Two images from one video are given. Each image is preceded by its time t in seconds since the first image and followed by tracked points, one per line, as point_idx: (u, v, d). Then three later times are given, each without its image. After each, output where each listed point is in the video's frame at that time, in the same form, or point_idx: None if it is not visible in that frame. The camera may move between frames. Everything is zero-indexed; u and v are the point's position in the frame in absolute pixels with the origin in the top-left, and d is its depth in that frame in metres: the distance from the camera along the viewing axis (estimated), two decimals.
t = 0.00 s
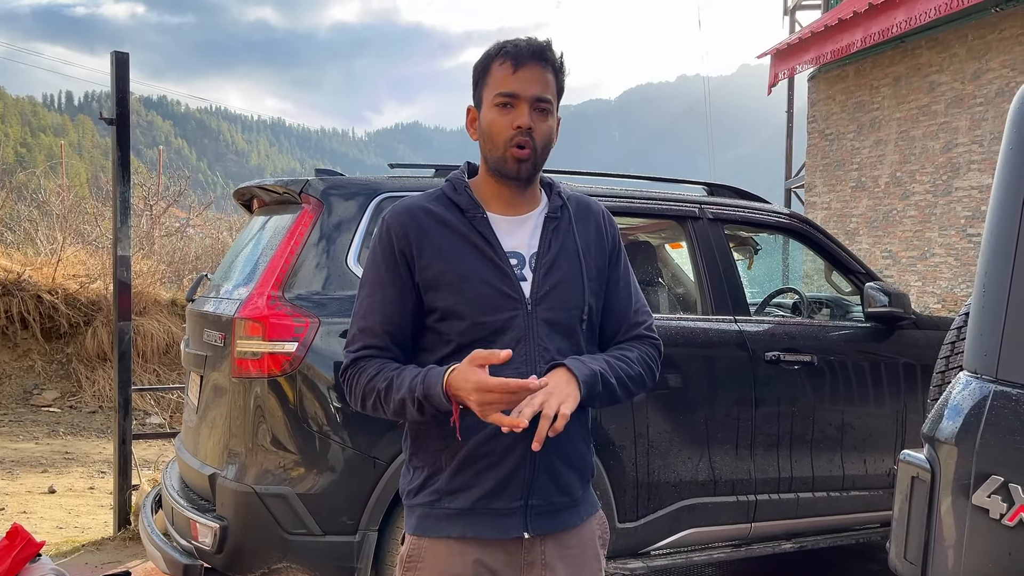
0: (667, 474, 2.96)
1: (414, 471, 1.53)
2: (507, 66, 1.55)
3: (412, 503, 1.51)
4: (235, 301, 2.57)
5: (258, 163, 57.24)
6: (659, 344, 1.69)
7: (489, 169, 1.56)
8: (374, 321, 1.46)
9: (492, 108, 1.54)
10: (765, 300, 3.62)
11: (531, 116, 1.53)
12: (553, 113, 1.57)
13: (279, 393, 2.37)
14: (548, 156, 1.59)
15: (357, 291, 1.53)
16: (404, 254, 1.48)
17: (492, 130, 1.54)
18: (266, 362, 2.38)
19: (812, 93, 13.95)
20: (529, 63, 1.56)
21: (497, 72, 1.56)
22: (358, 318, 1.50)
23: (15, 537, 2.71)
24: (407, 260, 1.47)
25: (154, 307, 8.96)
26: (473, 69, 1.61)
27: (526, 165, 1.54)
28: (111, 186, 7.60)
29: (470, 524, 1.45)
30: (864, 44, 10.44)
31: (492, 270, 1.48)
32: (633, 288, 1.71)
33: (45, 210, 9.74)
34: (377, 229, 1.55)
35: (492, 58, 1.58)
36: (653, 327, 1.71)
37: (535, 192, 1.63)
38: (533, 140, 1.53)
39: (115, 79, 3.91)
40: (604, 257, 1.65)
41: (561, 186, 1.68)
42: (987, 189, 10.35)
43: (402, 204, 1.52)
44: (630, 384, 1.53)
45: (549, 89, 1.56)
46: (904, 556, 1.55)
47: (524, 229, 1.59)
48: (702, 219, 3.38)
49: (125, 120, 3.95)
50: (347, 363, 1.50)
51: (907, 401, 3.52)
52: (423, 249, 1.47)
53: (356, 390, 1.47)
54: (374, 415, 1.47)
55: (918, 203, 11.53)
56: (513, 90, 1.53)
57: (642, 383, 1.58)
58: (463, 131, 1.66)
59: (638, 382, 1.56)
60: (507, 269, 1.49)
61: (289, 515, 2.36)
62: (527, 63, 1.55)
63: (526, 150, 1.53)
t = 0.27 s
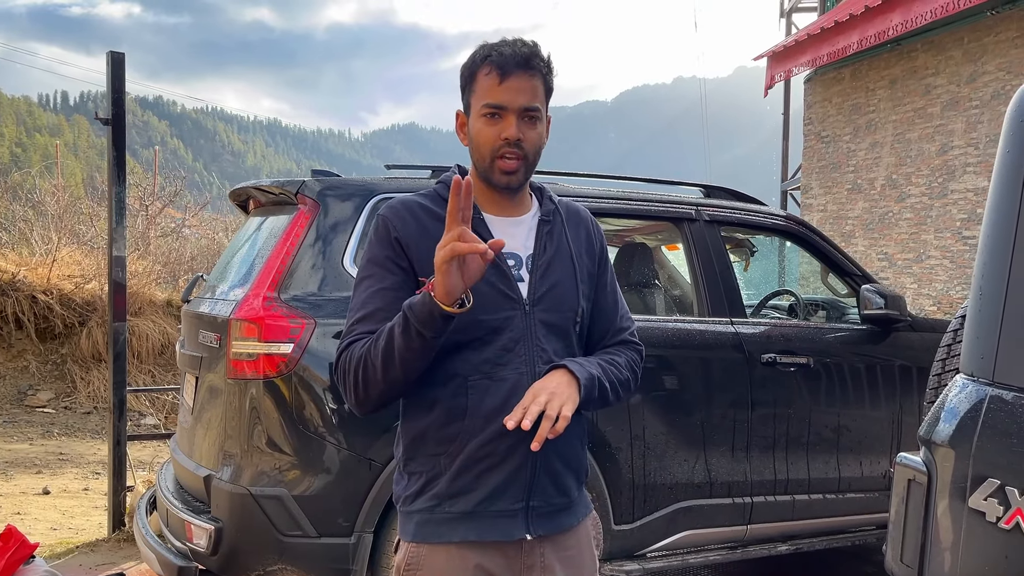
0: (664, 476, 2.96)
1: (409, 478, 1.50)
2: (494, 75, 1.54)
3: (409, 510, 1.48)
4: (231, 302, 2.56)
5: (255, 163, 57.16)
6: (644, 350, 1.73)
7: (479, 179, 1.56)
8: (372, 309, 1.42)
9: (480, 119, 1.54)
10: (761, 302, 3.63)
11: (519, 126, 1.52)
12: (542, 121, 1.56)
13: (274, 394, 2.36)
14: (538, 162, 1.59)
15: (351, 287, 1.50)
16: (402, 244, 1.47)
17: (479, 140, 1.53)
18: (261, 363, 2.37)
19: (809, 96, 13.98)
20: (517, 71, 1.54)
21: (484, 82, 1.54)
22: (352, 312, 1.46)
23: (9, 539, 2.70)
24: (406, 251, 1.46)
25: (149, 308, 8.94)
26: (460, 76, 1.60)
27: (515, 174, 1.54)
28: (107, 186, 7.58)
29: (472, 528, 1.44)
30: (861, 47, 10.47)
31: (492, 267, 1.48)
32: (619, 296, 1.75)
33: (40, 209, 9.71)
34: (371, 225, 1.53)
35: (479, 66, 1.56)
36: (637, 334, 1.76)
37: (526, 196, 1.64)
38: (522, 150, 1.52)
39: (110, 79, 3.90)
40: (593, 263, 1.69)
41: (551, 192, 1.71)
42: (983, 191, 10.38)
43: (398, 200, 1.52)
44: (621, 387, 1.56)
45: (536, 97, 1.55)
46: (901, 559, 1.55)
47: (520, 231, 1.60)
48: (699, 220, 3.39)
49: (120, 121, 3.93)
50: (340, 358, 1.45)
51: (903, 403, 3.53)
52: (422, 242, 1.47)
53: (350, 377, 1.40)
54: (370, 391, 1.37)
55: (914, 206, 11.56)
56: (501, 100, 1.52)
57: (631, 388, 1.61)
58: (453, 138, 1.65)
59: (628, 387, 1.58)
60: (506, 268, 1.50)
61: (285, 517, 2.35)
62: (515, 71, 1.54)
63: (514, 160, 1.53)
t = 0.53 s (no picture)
0: (660, 477, 2.96)
1: (407, 483, 1.48)
2: (499, 72, 1.54)
3: (409, 516, 1.47)
4: (228, 302, 2.55)
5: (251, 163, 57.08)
6: (621, 350, 1.82)
7: (477, 173, 1.55)
8: (369, 309, 1.40)
9: (482, 114, 1.53)
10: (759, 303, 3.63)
11: (522, 123, 1.52)
12: (542, 121, 1.57)
13: (271, 394, 2.35)
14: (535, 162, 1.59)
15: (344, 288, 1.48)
16: (399, 244, 1.46)
17: (480, 135, 1.52)
18: (258, 363, 2.36)
19: (806, 97, 14.01)
20: (521, 70, 1.55)
21: (488, 77, 1.55)
22: (347, 313, 1.44)
23: (4, 539, 2.69)
24: (403, 252, 1.45)
25: (145, 307, 8.92)
26: (462, 71, 1.59)
27: (515, 171, 1.53)
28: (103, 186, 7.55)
29: (476, 530, 1.44)
30: (857, 49, 10.50)
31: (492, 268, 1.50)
32: (598, 298, 1.82)
33: (36, 209, 9.68)
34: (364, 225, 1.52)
35: (483, 62, 1.57)
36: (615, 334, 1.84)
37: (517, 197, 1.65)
38: (523, 147, 1.52)
39: (107, 78, 3.88)
40: (580, 266, 1.76)
41: (538, 195, 1.75)
42: (979, 193, 10.41)
43: (393, 200, 1.52)
44: (610, 385, 1.63)
45: (539, 98, 1.56)
46: (898, 560, 1.55)
47: (515, 230, 1.62)
48: (696, 221, 3.39)
49: (117, 120, 3.92)
50: (334, 359, 1.43)
51: (900, 404, 3.53)
52: (420, 243, 1.47)
53: (346, 377, 1.38)
54: (366, 390, 1.35)
55: (910, 207, 11.59)
56: (504, 96, 1.52)
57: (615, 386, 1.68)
58: (449, 133, 1.64)
59: (614, 386, 1.66)
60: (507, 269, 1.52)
61: (282, 517, 2.35)
62: (519, 69, 1.55)
63: (515, 156, 1.53)
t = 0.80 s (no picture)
0: (657, 478, 2.96)
1: (404, 485, 1.48)
2: (490, 71, 1.54)
3: (406, 518, 1.46)
4: (225, 301, 2.55)
5: (248, 163, 57.01)
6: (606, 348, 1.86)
7: (473, 173, 1.55)
8: (365, 313, 1.39)
9: (476, 114, 1.53)
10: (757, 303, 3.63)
11: (517, 122, 1.53)
12: (535, 118, 1.58)
13: (269, 395, 2.34)
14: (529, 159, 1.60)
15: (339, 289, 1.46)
16: (397, 247, 1.44)
17: (476, 136, 1.52)
18: (255, 363, 2.36)
19: (802, 98, 14.04)
20: (512, 69, 1.55)
21: (480, 77, 1.54)
22: (342, 316, 1.42)
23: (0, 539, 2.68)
24: (402, 253, 1.44)
25: (141, 307, 8.91)
26: (452, 70, 1.58)
27: (512, 169, 1.54)
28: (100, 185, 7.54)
29: (476, 532, 1.44)
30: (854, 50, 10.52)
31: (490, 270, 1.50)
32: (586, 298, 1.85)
33: (31, 208, 9.66)
34: (359, 225, 1.50)
35: (473, 61, 1.56)
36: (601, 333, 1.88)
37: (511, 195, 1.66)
38: (519, 146, 1.53)
39: (104, 76, 3.87)
40: (571, 265, 1.78)
41: (531, 195, 1.76)
42: (975, 194, 10.44)
43: (388, 201, 1.51)
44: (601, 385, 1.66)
45: (531, 95, 1.56)
46: (896, 560, 1.55)
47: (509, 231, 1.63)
48: (694, 222, 3.39)
49: (114, 119, 3.91)
50: (329, 362, 1.40)
51: (896, 405, 3.54)
52: (418, 244, 1.46)
53: (344, 383, 1.36)
54: (363, 400, 1.34)
55: (907, 209, 11.62)
56: (498, 96, 1.52)
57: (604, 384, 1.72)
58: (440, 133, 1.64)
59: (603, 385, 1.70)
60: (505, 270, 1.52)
61: (279, 517, 2.34)
62: (510, 68, 1.55)
63: (511, 155, 1.53)
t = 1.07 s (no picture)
0: (656, 477, 2.96)
1: (398, 485, 1.48)
2: (475, 70, 1.53)
3: (400, 519, 1.47)
4: (223, 300, 2.54)
5: (245, 162, 56.95)
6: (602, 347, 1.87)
7: (467, 173, 1.56)
8: (360, 327, 1.38)
9: (464, 115, 1.53)
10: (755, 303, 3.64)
11: (506, 120, 1.53)
12: (525, 112, 1.58)
13: (269, 394, 2.34)
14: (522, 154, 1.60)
15: (334, 299, 1.44)
16: (392, 255, 1.42)
17: (466, 137, 1.53)
18: (254, 362, 2.35)
19: (800, 99, 14.05)
20: (497, 65, 1.54)
21: (465, 77, 1.53)
22: (339, 328, 1.41)
23: None
24: (397, 263, 1.43)
25: (137, 306, 8.89)
26: (436, 72, 1.57)
27: (505, 167, 1.54)
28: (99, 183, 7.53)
29: (470, 533, 1.44)
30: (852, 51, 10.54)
31: (485, 273, 1.50)
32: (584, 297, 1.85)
33: (27, 207, 9.63)
34: (351, 232, 1.47)
35: (456, 61, 1.55)
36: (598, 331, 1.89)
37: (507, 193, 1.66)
38: (511, 144, 1.54)
39: (101, 75, 3.85)
40: (568, 264, 1.79)
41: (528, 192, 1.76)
42: (973, 195, 10.46)
43: (381, 205, 1.48)
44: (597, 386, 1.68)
45: (518, 91, 1.56)
46: (896, 560, 1.56)
47: (505, 231, 1.63)
48: (692, 222, 3.39)
49: (111, 117, 3.90)
50: (329, 376, 1.40)
51: (894, 405, 3.54)
52: (413, 251, 1.44)
53: (345, 403, 1.36)
54: (369, 424, 1.36)
55: (904, 209, 11.64)
56: (485, 95, 1.52)
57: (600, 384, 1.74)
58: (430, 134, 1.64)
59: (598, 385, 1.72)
60: (500, 273, 1.52)
61: (277, 516, 2.34)
62: (495, 65, 1.54)
63: (504, 153, 1.53)
